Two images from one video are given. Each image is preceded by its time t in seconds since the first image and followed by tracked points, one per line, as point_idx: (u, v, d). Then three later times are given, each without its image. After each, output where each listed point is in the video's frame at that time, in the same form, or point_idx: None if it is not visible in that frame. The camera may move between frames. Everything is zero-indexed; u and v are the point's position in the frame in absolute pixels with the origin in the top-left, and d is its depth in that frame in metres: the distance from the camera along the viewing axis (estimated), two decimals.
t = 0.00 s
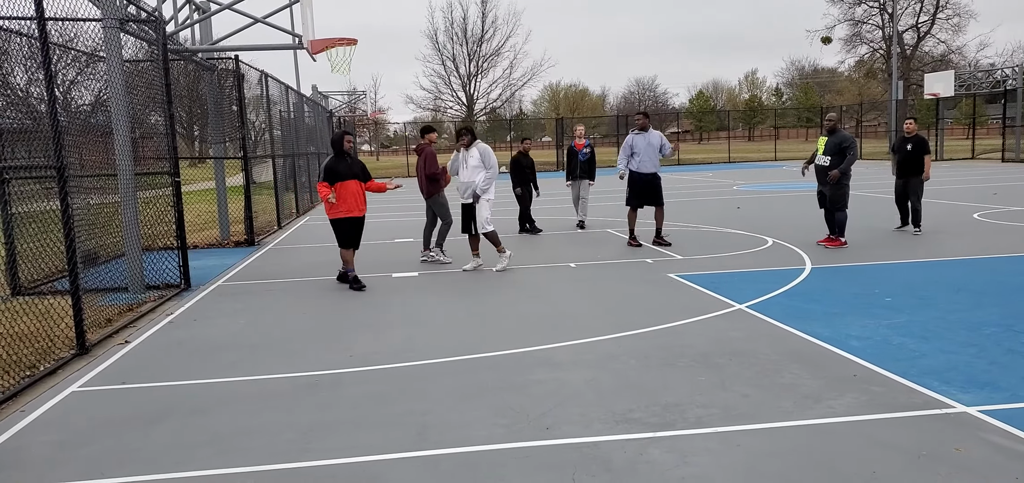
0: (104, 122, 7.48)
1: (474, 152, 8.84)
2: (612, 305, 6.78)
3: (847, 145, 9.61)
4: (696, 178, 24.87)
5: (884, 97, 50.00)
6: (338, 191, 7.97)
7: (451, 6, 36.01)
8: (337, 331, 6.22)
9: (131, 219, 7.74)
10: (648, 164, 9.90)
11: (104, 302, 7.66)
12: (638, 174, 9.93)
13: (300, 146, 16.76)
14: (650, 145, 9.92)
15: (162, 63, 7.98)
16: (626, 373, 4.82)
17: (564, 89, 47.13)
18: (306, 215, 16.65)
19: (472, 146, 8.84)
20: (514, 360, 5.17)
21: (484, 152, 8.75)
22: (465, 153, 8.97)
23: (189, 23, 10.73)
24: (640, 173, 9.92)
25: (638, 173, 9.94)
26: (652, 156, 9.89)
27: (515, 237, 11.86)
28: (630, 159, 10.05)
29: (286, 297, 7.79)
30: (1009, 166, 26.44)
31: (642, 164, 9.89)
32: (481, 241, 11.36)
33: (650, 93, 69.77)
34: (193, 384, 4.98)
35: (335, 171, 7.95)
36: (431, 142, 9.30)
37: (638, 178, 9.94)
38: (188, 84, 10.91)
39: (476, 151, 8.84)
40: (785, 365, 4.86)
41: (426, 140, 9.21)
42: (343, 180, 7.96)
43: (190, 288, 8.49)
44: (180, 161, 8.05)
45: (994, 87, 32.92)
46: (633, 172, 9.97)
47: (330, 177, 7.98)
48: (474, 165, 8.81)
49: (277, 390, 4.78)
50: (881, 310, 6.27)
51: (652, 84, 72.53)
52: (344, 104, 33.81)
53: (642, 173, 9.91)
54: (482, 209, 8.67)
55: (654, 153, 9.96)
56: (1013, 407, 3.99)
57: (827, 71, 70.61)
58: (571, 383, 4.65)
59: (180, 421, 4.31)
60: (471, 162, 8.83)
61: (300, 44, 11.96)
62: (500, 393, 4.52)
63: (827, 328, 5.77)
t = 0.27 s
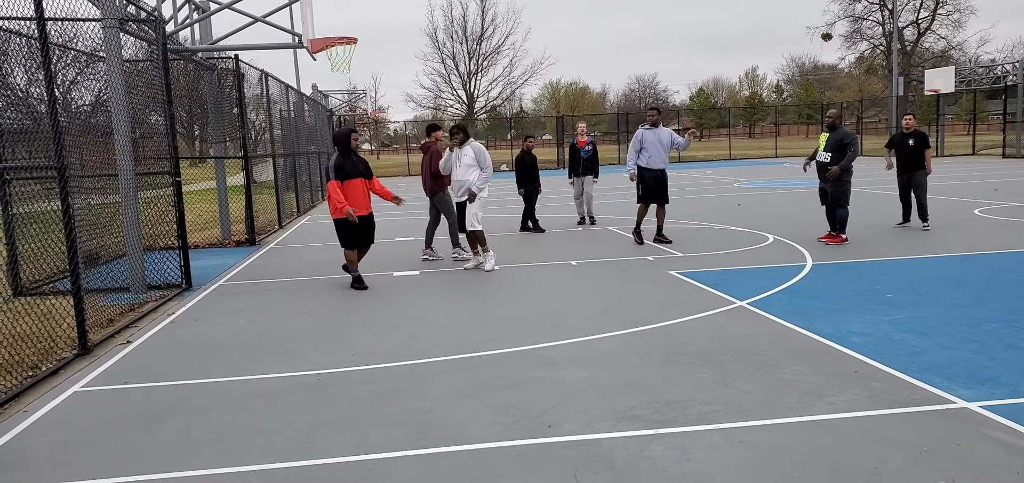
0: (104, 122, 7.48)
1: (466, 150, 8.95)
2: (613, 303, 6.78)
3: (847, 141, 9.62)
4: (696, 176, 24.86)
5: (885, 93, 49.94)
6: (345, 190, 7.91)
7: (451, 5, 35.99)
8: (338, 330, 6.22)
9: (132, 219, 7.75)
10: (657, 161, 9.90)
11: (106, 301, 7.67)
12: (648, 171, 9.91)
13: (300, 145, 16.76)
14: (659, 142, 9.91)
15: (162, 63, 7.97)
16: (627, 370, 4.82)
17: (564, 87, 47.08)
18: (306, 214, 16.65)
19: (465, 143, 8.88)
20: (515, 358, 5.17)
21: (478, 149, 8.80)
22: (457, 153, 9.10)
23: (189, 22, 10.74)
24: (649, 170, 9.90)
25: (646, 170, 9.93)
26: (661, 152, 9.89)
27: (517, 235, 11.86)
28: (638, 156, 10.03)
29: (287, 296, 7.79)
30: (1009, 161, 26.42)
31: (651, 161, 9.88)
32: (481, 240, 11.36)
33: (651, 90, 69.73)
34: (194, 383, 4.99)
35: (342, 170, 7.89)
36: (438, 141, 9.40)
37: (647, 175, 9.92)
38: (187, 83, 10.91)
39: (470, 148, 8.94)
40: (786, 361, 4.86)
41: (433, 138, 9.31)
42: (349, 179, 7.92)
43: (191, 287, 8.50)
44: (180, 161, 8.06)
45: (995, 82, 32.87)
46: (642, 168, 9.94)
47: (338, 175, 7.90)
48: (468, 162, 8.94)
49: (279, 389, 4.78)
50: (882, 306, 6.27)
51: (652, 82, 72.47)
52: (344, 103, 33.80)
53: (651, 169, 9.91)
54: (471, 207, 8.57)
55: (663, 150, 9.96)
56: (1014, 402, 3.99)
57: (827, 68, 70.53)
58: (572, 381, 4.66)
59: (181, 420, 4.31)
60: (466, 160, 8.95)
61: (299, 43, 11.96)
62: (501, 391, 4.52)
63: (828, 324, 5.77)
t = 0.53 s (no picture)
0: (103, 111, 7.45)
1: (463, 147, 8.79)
2: (611, 301, 6.77)
3: (846, 144, 9.62)
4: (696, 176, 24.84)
5: (886, 97, 49.92)
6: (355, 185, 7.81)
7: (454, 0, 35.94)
8: (335, 323, 6.21)
9: (130, 208, 7.73)
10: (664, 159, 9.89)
11: (103, 291, 7.65)
12: (655, 170, 9.88)
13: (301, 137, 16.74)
14: (666, 141, 9.90)
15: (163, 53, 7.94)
16: (624, 368, 4.82)
17: (566, 85, 47.04)
18: (306, 207, 16.62)
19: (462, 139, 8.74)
20: (512, 354, 5.16)
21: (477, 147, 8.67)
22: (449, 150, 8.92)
23: (190, 12, 10.70)
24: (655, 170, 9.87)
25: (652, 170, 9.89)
26: (669, 152, 9.88)
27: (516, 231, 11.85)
28: (644, 156, 9.96)
29: (285, 288, 7.78)
30: (1009, 167, 26.42)
31: (658, 160, 9.87)
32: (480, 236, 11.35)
33: (652, 89, 69.70)
34: (190, 374, 4.97)
35: (354, 165, 7.77)
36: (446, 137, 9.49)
37: (652, 175, 9.88)
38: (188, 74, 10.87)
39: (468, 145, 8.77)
40: (783, 362, 4.85)
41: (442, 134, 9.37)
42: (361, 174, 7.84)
43: (189, 279, 8.49)
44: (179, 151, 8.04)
45: (997, 88, 32.86)
46: (648, 168, 9.90)
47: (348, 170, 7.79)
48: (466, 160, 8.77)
49: (275, 381, 4.78)
50: (879, 309, 6.27)
51: (654, 81, 72.41)
52: (345, 97, 33.75)
53: (658, 169, 9.88)
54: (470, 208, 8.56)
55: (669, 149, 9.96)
56: (1009, 406, 3.99)
57: (830, 71, 70.50)
58: (568, 378, 4.65)
59: (176, 410, 4.30)
60: (464, 157, 8.75)
61: (301, 35, 11.92)
62: (498, 386, 4.51)
63: (825, 326, 5.76)
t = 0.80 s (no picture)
0: (101, 109, 7.44)
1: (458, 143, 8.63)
2: (609, 296, 6.78)
3: (843, 137, 9.60)
4: (695, 170, 24.85)
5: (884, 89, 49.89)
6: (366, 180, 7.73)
7: None
8: (334, 319, 6.21)
9: (129, 206, 7.73)
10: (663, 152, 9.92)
11: (102, 289, 7.65)
12: (656, 164, 9.88)
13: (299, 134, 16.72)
14: (663, 135, 9.92)
15: (160, 50, 7.94)
16: (624, 362, 4.83)
17: (564, 79, 47.00)
18: (304, 204, 16.62)
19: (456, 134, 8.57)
20: (511, 349, 5.18)
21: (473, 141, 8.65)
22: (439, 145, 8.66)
23: (187, 10, 10.68)
24: (655, 163, 9.88)
25: (653, 164, 9.89)
26: (668, 143, 9.92)
27: (516, 227, 11.85)
28: (642, 149, 9.91)
29: (284, 285, 7.79)
30: (1007, 159, 26.41)
31: (659, 153, 9.88)
32: (479, 231, 11.36)
33: (651, 83, 69.66)
34: (190, 372, 4.99)
35: (365, 161, 7.68)
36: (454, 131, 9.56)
37: (653, 169, 9.90)
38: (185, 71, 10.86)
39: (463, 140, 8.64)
40: (782, 354, 4.87)
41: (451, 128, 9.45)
42: (371, 170, 7.76)
43: (188, 276, 8.49)
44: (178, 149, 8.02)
45: (994, 79, 32.85)
46: (648, 162, 9.90)
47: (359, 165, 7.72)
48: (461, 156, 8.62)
49: (276, 378, 4.79)
50: (878, 301, 6.28)
51: (652, 75, 72.36)
52: (343, 93, 33.69)
53: (656, 162, 9.88)
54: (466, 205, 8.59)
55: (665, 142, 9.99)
56: (1007, 397, 4.01)
57: (827, 63, 70.44)
58: (568, 372, 4.66)
59: (176, 408, 4.31)
60: (459, 153, 8.59)
61: (298, 32, 11.89)
62: (497, 382, 4.53)
63: (824, 318, 5.78)
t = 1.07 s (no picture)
0: (100, 118, 7.45)
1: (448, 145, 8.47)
2: (610, 294, 6.79)
3: (842, 130, 9.61)
4: (694, 165, 24.87)
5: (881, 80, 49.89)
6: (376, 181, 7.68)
7: None
8: (337, 323, 6.22)
9: (129, 215, 7.74)
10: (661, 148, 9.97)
11: (104, 298, 7.67)
12: (657, 161, 9.89)
13: (297, 139, 16.73)
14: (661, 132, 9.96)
15: (157, 59, 7.96)
16: (626, 360, 4.84)
17: (561, 78, 47.01)
18: (304, 208, 16.63)
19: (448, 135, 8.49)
20: (514, 350, 5.19)
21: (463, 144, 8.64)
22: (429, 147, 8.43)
23: (183, 17, 10.68)
24: (657, 160, 9.89)
25: (655, 161, 9.89)
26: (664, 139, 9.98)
27: (516, 226, 11.86)
28: (642, 146, 9.86)
29: (285, 290, 7.80)
30: (1006, 147, 26.41)
31: (658, 149, 9.91)
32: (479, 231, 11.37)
33: (648, 80, 69.68)
34: (193, 379, 5.00)
35: (374, 161, 7.64)
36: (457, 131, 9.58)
37: (655, 166, 9.90)
38: (183, 78, 10.87)
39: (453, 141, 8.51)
40: (784, 349, 4.88)
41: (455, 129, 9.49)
42: (382, 171, 7.70)
43: (189, 283, 8.50)
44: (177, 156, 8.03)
45: (991, 68, 32.86)
46: (651, 158, 9.89)
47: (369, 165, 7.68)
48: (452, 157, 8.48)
49: (279, 383, 4.80)
50: (879, 293, 6.29)
51: (648, 71, 72.38)
52: (340, 96, 33.70)
53: (656, 159, 9.90)
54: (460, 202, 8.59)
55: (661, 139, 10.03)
56: (1011, 387, 4.02)
57: (824, 56, 70.45)
58: (571, 372, 4.67)
59: (180, 416, 4.33)
60: (451, 154, 8.44)
61: (295, 36, 11.90)
62: (500, 383, 4.54)
63: (826, 312, 5.79)
